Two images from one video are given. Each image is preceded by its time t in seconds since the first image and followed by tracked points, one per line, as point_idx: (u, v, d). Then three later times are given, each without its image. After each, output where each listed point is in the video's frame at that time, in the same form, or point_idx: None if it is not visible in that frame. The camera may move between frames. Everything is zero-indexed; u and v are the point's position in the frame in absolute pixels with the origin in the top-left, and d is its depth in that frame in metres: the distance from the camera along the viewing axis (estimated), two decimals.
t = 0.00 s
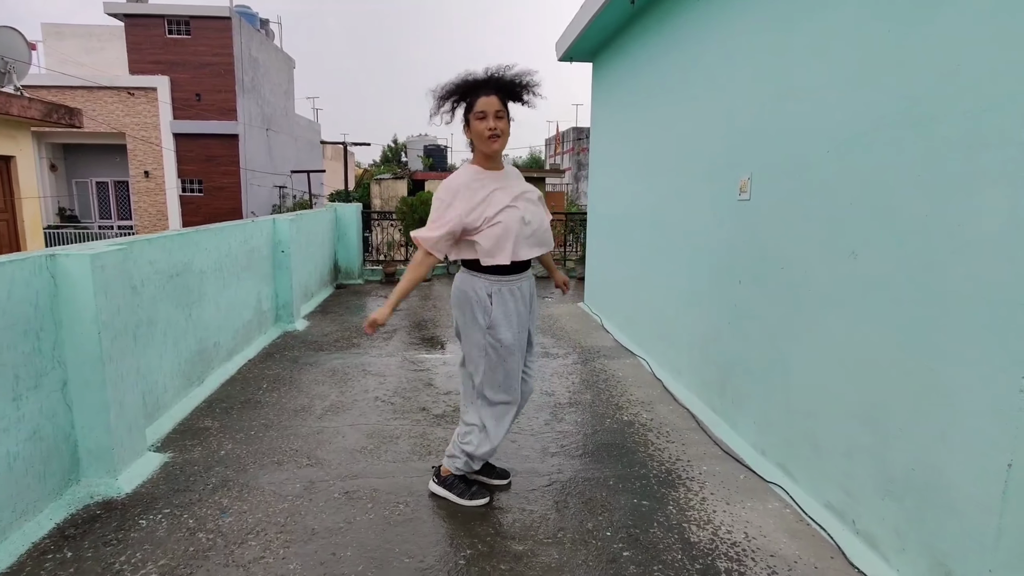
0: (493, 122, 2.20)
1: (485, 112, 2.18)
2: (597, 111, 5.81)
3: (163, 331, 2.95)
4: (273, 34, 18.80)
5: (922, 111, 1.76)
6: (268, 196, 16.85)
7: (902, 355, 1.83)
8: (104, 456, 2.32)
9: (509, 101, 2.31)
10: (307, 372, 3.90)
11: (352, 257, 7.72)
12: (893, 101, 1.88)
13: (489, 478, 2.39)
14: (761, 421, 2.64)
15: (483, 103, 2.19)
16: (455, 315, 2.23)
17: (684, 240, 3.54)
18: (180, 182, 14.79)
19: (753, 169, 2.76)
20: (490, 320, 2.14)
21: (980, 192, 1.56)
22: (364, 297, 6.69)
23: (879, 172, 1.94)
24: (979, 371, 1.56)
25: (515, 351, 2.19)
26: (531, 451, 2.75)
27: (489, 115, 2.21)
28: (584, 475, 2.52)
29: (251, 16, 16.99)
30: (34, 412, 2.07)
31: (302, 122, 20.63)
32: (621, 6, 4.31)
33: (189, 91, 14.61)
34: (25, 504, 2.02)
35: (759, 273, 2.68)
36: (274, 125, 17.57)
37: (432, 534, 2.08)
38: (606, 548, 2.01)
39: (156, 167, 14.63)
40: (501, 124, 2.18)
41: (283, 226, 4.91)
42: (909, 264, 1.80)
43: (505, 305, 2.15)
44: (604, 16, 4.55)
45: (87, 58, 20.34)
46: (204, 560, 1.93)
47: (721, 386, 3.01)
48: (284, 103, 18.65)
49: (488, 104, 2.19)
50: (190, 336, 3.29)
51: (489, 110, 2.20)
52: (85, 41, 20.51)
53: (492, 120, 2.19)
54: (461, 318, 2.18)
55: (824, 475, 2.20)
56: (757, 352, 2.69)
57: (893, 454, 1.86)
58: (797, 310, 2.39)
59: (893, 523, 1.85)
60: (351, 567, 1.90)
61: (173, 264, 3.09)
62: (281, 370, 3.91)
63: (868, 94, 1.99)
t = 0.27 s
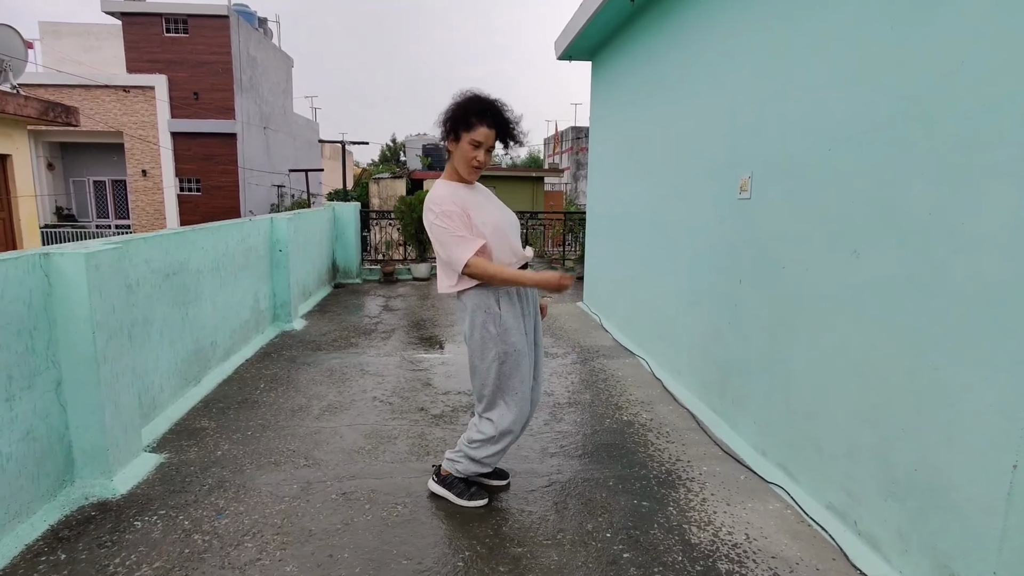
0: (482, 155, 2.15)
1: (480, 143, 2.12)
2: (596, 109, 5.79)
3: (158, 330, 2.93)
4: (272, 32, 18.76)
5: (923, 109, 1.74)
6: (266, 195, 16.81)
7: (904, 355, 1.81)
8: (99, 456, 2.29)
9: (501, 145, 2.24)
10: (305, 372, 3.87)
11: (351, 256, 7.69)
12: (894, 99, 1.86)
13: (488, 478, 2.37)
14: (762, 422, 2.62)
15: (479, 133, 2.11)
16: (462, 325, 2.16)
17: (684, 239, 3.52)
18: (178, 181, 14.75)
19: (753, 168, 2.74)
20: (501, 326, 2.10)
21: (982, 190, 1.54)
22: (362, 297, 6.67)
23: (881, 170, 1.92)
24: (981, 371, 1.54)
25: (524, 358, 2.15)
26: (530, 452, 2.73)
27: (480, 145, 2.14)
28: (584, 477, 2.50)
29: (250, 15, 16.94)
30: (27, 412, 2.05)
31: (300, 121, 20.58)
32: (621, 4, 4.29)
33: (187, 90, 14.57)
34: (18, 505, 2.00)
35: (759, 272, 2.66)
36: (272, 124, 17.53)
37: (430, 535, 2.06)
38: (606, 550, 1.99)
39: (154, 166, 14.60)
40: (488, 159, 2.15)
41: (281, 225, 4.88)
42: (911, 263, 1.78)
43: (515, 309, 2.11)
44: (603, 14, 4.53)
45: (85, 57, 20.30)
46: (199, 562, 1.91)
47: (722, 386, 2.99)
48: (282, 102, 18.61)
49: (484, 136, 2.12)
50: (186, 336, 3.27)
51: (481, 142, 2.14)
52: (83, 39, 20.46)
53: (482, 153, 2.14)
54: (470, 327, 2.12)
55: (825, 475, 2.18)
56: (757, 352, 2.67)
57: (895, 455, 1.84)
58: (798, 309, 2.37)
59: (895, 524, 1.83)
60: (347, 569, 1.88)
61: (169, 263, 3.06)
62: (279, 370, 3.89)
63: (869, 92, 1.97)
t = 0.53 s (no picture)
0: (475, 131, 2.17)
1: (471, 120, 2.14)
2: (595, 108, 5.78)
3: (155, 329, 2.92)
4: (270, 31, 18.71)
5: (924, 108, 1.73)
6: (264, 195, 16.78)
7: (904, 355, 1.80)
8: (94, 455, 2.28)
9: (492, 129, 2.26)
10: (302, 371, 3.86)
11: (349, 255, 7.67)
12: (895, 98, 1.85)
13: (486, 477, 2.36)
14: (761, 421, 2.62)
15: (469, 110, 2.13)
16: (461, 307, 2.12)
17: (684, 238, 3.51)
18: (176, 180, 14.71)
19: (753, 167, 2.73)
20: (507, 307, 2.09)
21: (983, 189, 1.53)
22: (360, 296, 6.65)
23: (881, 169, 1.91)
24: (982, 371, 1.53)
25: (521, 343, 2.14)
26: (529, 451, 2.72)
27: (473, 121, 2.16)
28: (583, 475, 2.49)
29: (248, 13, 16.90)
30: (22, 411, 2.03)
31: (299, 121, 20.55)
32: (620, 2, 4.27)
33: (185, 89, 14.53)
34: (13, 505, 1.99)
35: (759, 272, 2.65)
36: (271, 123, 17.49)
37: (429, 535, 2.05)
38: (605, 549, 1.98)
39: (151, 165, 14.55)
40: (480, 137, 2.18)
41: (279, 224, 4.87)
42: (911, 262, 1.77)
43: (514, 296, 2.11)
44: (603, 13, 4.51)
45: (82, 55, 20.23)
46: (196, 562, 1.90)
47: (721, 386, 2.99)
48: (281, 101, 18.57)
49: (474, 114, 2.14)
50: (183, 335, 3.25)
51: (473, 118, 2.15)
52: (80, 38, 20.40)
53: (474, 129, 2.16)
54: (474, 308, 2.08)
55: (825, 475, 2.17)
56: (757, 351, 2.66)
57: (895, 455, 1.83)
58: (798, 309, 2.36)
59: (895, 524, 1.82)
60: (345, 569, 1.87)
61: (166, 261, 3.05)
62: (276, 369, 3.87)
63: (870, 91, 1.96)
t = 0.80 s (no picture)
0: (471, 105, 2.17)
1: (465, 93, 2.15)
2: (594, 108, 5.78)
3: (154, 329, 2.91)
4: (269, 31, 18.70)
5: (922, 108, 1.73)
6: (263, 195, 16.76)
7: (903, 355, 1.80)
8: (92, 455, 2.28)
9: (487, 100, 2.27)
10: (300, 371, 3.86)
11: (347, 256, 7.66)
12: (893, 98, 1.85)
13: (483, 477, 2.37)
14: (759, 421, 2.62)
15: (462, 83, 2.14)
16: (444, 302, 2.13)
17: (682, 238, 3.52)
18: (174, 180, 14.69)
19: (752, 167, 2.73)
20: (490, 300, 2.11)
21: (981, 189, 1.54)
22: (359, 296, 6.65)
23: (880, 169, 1.91)
24: (980, 371, 1.53)
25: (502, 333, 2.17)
26: (527, 450, 2.72)
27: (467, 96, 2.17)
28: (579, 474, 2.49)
29: (246, 13, 16.89)
30: (19, 411, 2.03)
31: (298, 120, 20.53)
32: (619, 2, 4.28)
33: (183, 88, 14.52)
34: (11, 504, 1.99)
35: (758, 272, 2.66)
36: (269, 123, 17.48)
37: (426, 534, 2.05)
38: (603, 548, 1.99)
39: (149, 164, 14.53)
40: (479, 107, 2.17)
41: (277, 224, 4.86)
42: (909, 262, 1.78)
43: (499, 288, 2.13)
44: (601, 12, 4.52)
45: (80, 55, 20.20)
46: (194, 561, 1.90)
47: (720, 386, 2.99)
48: (279, 101, 18.56)
49: (467, 86, 2.15)
50: (181, 334, 3.25)
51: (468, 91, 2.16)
52: (78, 37, 20.36)
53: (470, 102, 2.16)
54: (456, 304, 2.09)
55: (823, 475, 2.17)
56: (755, 351, 2.67)
57: (893, 454, 1.83)
58: (797, 309, 2.37)
59: (893, 523, 1.82)
60: (343, 568, 1.87)
61: (164, 261, 3.05)
62: (275, 369, 3.87)
63: (868, 90, 1.97)
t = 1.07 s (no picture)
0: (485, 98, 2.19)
1: (478, 88, 2.16)
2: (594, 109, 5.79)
3: (154, 328, 2.92)
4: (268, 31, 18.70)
5: (920, 110, 1.75)
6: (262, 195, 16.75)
7: (900, 355, 1.82)
8: (92, 454, 2.29)
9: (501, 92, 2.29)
10: (299, 371, 3.86)
11: (346, 256, 7.67)
12: (891, 100, 1.87)
13: (481, 476, 2.39)
14: (757, 420, 2.64)
15: (474, 78, 2.16)
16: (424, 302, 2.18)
17: (681, 238, 3.53)
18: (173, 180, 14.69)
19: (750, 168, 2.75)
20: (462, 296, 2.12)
21: (978, 191, 1.55)
22: (358, 296, 6.65)
23: (878, 170, 1.93)
24: (976, 370, 1.55)
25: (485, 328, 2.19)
26: (525, 449, 2.74)
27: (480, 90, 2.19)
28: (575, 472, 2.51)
29: (246, 13, 16.89)
30: (20, 410, 2.04)
31: (297, 121, 20.53)
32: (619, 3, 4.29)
33: (183, 88, 14.52)
34: (11, 503, 2.00)
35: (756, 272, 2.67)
36: (268, 123, 17.48)
37: (424, 532, 2.07)
38: (600, 546, 2.00)
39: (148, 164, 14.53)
40: (494, 100, 2.18)
41: (277, 224, 4.87)
42: (906, 263, 1.79)
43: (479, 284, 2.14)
44: (601, 13, 4.53)
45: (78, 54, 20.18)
46: (194, 559, 1.91)
47: (718, 385, 3.00)
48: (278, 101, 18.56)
49: (481, 81, 2.16)
50: (181, 334, 3.26)
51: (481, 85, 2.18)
52: (77, 37, 20.35)
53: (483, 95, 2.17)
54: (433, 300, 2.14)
55: (820, 474, 2.19)
56: (754, 351, 2.68)
57: (890, 453, 1.85)
58: (795, 309, 2.38)
59: (888, 521, 1.84)
60: (343, 565, 1.88)
61: (164, 261, 3.06)
62: (274, 368, 3.88)
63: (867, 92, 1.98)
